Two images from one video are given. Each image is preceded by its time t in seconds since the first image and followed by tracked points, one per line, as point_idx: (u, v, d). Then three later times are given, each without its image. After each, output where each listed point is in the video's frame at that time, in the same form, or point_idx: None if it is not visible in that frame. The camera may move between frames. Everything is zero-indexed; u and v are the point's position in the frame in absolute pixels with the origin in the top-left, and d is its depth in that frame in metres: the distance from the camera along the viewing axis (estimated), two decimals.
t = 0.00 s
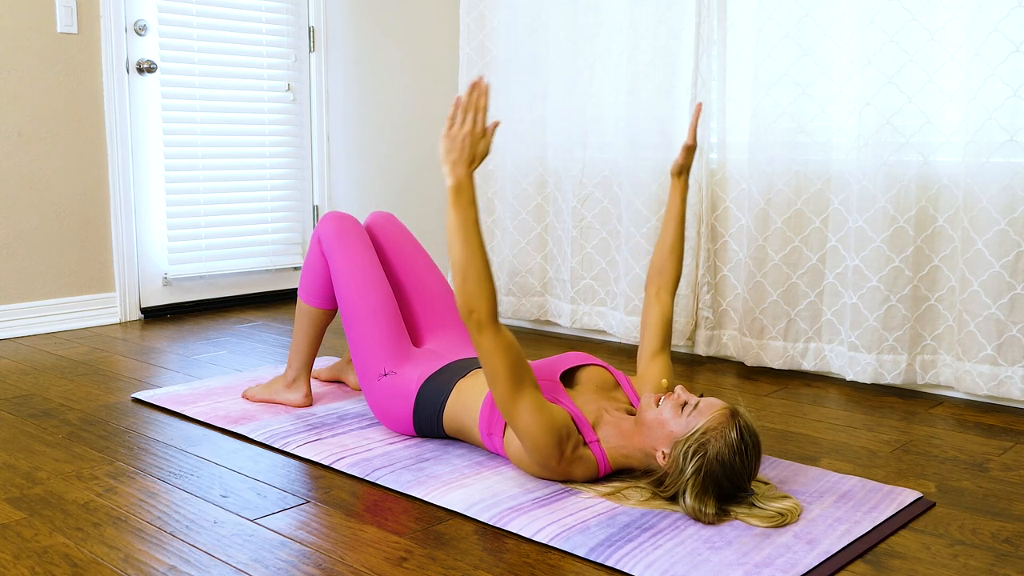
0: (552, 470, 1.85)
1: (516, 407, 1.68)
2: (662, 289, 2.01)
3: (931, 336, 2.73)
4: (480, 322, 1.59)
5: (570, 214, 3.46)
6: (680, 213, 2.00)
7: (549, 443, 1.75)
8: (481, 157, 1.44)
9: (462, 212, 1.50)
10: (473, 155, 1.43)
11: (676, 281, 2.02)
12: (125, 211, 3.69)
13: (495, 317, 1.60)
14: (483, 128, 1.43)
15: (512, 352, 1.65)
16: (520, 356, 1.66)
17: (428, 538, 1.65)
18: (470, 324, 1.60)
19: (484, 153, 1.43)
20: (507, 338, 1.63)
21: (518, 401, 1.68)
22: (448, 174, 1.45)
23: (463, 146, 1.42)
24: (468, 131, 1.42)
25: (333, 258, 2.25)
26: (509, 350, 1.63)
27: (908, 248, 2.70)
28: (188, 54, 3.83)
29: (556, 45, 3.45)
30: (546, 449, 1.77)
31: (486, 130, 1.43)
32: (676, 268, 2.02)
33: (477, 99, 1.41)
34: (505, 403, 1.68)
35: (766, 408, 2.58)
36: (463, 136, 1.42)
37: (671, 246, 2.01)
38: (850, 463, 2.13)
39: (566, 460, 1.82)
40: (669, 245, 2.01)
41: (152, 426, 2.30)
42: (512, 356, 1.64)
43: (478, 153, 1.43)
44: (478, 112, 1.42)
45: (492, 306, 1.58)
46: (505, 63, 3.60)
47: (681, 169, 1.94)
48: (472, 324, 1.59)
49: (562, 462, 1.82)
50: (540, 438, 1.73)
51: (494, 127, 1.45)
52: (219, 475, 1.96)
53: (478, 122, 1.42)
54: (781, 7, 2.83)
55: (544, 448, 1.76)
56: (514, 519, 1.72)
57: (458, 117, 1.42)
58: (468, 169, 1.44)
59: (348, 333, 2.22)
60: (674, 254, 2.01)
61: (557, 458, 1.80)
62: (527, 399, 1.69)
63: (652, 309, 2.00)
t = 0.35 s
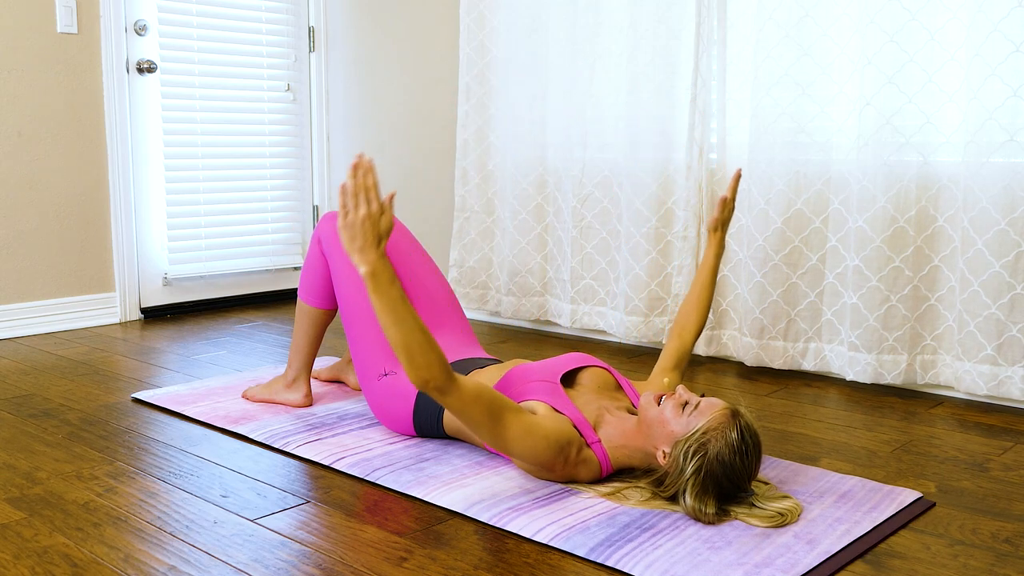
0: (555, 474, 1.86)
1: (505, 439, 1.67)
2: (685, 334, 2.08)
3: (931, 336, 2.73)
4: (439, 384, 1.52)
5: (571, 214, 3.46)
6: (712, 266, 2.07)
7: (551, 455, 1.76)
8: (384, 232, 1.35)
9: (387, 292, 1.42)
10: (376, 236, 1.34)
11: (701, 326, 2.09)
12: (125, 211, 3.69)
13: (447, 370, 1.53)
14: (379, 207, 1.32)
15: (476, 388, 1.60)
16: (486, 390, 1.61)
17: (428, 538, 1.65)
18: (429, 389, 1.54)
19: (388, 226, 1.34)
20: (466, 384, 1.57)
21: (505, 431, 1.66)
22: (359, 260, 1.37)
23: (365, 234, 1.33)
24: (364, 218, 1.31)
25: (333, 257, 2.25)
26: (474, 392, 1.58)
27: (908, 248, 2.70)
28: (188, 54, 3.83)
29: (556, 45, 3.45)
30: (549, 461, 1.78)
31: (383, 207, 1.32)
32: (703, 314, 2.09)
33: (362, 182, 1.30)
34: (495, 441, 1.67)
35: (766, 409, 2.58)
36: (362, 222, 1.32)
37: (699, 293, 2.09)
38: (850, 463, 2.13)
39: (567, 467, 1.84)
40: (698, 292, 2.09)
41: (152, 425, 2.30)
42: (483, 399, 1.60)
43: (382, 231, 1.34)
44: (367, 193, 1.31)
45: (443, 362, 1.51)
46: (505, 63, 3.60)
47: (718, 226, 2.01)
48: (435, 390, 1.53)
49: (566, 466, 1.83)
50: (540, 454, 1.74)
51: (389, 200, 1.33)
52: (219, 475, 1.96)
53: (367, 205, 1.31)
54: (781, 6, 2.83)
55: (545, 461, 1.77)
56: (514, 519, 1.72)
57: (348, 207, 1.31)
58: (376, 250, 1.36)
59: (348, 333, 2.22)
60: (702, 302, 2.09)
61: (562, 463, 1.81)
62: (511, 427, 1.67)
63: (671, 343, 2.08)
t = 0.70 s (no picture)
0: (558, 479, 1.84)
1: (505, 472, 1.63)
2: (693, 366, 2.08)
3: (931, 336, 2.73)
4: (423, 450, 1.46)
5: (571, 214, 3.46)
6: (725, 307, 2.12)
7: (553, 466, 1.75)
8: (322, 337, 1.31)
9: (343, 392, 1.36)
10: (314, 343, 1.31)
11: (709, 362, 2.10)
12: (125, 211, 3.69)
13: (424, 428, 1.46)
14: (303, 317, 1.29)
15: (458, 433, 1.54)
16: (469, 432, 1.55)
17: (427, 538, 1.65)
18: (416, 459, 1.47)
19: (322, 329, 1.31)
20: (448, 434, 1.51)
21: (502, 465, 1.62)
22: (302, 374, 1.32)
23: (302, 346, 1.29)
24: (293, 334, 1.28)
25: (333, 257, 2.26)
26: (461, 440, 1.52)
27: (909, 248, 2.70)
28: (188, 54, 3.83)
29: (556, 45, 3.45)
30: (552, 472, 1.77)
31: (309, 317, 1.29)
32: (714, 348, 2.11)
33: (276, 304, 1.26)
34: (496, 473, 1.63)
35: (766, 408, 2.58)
36: (291, 336, 1.29)
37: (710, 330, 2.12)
38: (850, 463, 2.13)
39: (568, 472, 1.83)
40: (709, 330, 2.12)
41: (152, 425, 2.30)
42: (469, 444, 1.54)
43: (317, 337, 1.31)
44: (286, 310, 1.28)
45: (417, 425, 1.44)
46: (505, 63, 3.60)
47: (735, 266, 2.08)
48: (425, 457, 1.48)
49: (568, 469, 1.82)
50: (544, 469, 1.73)
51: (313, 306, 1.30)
52: (219, 475, 1.96)
53: (290, 322, 1.28)
54: (781, 7, 2.83)
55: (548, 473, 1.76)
56: (514, 519, 1.72)
57: (272, 329, 1.28)
58: (318, 358, 1.32)
59: (348, 332, 2.22)
60: (711, 338, 2.11)
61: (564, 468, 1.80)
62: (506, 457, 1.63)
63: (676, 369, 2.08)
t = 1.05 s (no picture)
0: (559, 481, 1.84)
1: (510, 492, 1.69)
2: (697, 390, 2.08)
3: (931, 336, 2.73)
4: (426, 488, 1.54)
5: (571, 214, 3.46)
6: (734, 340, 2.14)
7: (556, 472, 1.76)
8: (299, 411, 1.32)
9: (334, 458, 1.38)
10: (293, 421, 1.32)
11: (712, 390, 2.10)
12: (125, 211, 3.69)
13: (419, 466, 1.53)
14: (277, 400, 1.29)
15: (454, 462, 1.60)
16: (467, 461, 1.61)
17: (427, 538, 1.65)
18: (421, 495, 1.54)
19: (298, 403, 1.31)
20: (445, 467, 1.57)
21: (510, 484, 1.68)
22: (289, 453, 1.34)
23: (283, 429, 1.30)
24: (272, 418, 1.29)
25: (333, 257, 2.26)
26: (460, 469, 1.59)
27: (909, 248, 2.70)
28: (188, 54, 3.83)
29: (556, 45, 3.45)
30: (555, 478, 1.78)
31: (281, 399, 1.29)
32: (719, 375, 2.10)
33: (248, 396, 1.27)
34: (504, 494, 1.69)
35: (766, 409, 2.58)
36: (268, 422, 1.29)
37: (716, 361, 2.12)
38: (850, 463, 2.13)
39: (570, 474, 1.82)
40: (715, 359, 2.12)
41: (152, 426, 2.30)
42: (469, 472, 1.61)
43: (295, 416, 1.31)
44: (257, 398, 1.28)
45: (410, 465, 1.51)
46: (505, 63, 3.61)
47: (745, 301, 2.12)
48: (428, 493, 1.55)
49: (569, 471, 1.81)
50: (549, 479, 1.75)
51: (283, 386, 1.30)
52: (219, 475, 1.96)
53: (264, 409, 1.28)
54: (781, 7, 2.83)
55: (551, 479, 1.76)
56: (514, 519, 1.72)
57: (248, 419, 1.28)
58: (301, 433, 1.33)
59: (348, 332, 2.22)
60: (718, 366, 2.11)
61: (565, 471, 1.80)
62: (509, 477, 1.68)
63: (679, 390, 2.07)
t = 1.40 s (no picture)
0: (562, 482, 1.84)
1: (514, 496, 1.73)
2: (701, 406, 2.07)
3: (931, 336, 2.73)
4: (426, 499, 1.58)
5: (571, 214, 3.46)
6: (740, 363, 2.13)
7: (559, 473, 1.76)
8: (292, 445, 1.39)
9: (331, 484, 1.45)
10: (285, 454, 1.38)
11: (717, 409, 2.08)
12: (125, 211, 3.69)
13: (418, 482, 1.57)
14: (267, 437, 1.35)
15: (455, 472, 1.64)
16: (466, 471, 1.65)
17: (427, 538, 1.65)
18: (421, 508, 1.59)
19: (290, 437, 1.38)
20: (444, 479, 1.61)
21: (513, 491, 1.72)
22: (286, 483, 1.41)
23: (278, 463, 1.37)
24: (263, 455, 1.36)
25: (333, 258, 2.26)
26: (459, 481, 1.62)
27: (909, 248, 2.70)
28: (188, 54, 3.83)
29: (556, 45, 3.45)
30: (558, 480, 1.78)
31: (272, 435, 1.36)
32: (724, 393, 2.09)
33: (240, 434, 1.34)
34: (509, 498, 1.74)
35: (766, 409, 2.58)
36: (260, 459, 1.36)
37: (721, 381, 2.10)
38: (850, 463, 2.13)
39: (572, 475, 1.82)
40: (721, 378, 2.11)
41: (152, 425, 2.30)
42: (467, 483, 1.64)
43: (287, 450, 1.38)
44: (248, 437, 1.34)
45: (407, 484, 1.55)
46: (505, 63, 3.61)
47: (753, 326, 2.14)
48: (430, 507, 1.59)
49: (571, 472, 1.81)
50: (554, 480, 1.76)
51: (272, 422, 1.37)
52: (219, 475, 1.96)
53: (256, 446, 1.35)
54: (781, 7, 2.83)
55: (554, 481, 1.77)
56: (514, 519, 1.72)
57: (239, 458, 1.35)
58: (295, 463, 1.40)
59: (348, 333, 2.22)
60: (722, 385, 2.09)
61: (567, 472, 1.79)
62: (510, 483, 1.71)
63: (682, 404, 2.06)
